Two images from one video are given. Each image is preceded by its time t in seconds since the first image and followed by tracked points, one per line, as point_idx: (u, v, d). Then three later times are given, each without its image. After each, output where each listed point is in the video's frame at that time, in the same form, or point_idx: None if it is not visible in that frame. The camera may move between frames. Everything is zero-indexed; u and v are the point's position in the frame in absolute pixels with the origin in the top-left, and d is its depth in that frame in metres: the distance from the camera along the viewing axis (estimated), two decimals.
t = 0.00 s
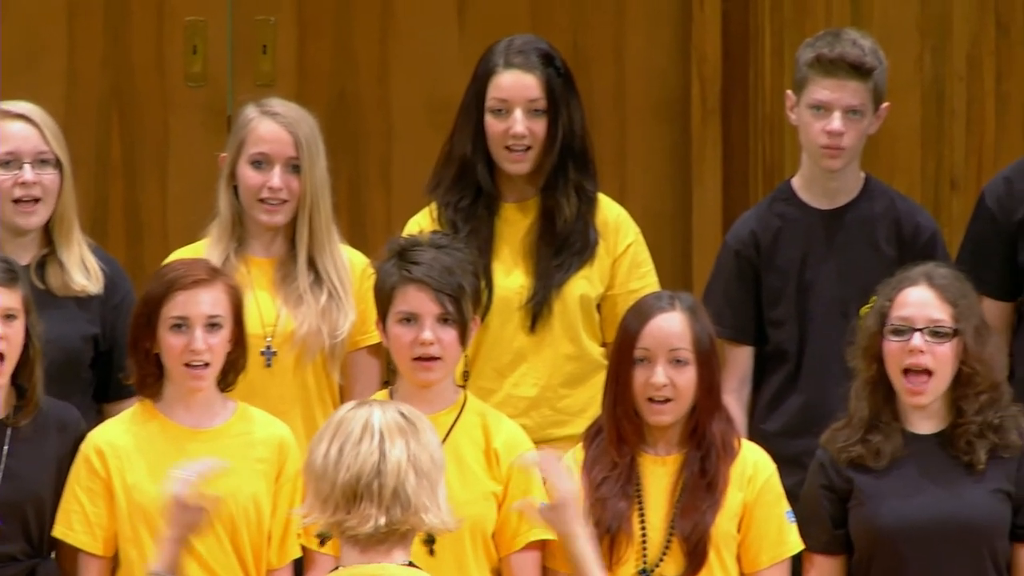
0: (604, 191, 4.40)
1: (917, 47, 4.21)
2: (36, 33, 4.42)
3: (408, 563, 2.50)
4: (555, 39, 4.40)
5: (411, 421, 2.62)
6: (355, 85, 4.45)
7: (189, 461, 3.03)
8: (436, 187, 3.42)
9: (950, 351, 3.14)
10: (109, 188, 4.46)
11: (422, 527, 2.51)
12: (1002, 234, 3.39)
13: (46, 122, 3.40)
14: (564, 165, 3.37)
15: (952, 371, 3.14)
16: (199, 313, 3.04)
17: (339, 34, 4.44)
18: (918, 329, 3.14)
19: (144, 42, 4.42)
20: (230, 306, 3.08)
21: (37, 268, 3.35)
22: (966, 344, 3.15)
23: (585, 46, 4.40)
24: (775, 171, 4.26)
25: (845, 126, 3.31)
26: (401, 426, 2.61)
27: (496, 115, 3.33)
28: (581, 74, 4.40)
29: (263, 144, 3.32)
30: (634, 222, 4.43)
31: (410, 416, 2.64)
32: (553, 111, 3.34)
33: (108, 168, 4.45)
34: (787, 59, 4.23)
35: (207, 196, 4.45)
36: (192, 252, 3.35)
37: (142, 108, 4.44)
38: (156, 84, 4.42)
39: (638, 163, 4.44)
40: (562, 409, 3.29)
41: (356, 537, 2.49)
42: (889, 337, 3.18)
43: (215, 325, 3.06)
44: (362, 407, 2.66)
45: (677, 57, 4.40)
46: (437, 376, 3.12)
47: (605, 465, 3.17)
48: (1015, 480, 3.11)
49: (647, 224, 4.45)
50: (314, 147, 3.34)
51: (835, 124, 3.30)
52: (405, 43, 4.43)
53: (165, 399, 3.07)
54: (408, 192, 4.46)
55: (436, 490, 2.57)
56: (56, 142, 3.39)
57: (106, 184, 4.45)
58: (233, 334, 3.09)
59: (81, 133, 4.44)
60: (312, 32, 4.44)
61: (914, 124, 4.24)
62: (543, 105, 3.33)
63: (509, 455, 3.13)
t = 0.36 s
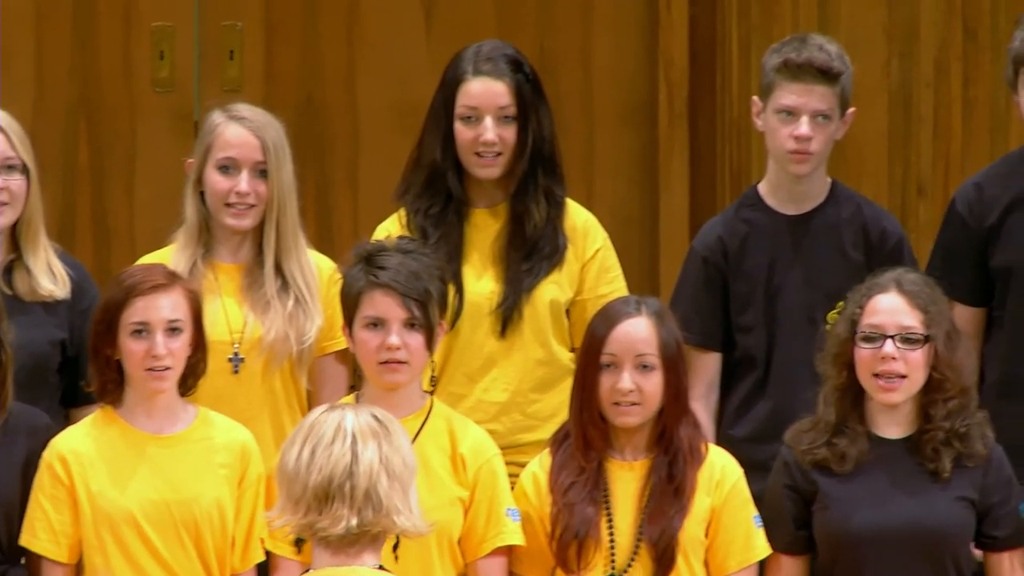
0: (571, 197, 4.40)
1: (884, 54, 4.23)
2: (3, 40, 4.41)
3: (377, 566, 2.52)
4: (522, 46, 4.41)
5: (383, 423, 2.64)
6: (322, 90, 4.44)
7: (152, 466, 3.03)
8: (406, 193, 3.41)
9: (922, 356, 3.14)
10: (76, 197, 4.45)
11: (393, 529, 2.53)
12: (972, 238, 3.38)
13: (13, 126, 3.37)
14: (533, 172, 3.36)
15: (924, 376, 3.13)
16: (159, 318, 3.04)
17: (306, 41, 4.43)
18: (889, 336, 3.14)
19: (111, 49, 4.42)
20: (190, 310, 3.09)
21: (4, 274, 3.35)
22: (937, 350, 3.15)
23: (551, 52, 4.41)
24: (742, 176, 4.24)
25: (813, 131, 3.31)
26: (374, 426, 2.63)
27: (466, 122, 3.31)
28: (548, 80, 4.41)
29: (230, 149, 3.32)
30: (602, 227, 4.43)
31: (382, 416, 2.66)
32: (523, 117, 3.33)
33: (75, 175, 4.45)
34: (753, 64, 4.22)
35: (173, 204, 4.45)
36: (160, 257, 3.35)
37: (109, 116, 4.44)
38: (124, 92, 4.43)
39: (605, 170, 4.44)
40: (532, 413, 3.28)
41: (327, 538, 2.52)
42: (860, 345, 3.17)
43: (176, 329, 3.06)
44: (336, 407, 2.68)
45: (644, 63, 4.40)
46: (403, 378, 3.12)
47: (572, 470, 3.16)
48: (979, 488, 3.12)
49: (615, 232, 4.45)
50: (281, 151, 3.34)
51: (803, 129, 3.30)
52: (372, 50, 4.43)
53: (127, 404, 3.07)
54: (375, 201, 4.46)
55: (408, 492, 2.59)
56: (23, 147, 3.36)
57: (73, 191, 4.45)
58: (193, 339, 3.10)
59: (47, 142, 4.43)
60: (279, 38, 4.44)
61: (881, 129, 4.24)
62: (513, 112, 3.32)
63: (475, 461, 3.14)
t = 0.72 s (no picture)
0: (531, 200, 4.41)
1: (844, 60, 4.25)
2: None
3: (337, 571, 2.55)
4: (481, 52, 4.41)
5: (340, 431, 2.64)
6: (283, 93, 4.44)
7: (111, 471, 3.03)
8: (367, 197, 3.41)
9: (880, 359, 3.15)
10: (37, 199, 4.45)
11: (349, 541, 2.55)
12: (932, 242, 3.39)
13: None
14: (493, 177, 3.37)
15: (883, 379, 3.14)
16: (117, 323, 3.05)
17: (267, 45, 4.43)
18: (848, 338, 3.14)
19: (72, 51, 4.41)
20: (148, 314, 3.09)
21: None
22: (895, 353, 3.16)
23: (512, 56, 4.41)
24: (702, 181, 4.27)
25: (777, 134, 3.32)
26: (330, 435, 2.63)
27: (427, 127, 3.32)
28: (508, 82, 4.41)
29: (190, 155, 3.32)
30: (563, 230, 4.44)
31: (338, 423, 2.66)
32: (483, 121, 3.34)
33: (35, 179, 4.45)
34: (713, 67, 4.23)
35: (134, 207, 4.45)
36: (122, 262, 3.35)
37: (69, 119, 4.44)
38: (84, 95, 4.43)
39: (565, 172, 4.45)
40: (490, 418, 3.28)
41: (283, 550, 2.54)
42: (818, 346, 3.17)
43: (133, 334, 3.06)
44: (294, 413, 2.69)
45: (602, 67, 4.41)
46: (363, 385, 3.12)
47: (532, 474, 3.17)
48: (940, 494, 3.12)
49: (576, 235, 4.46)
50: (240, 157, 3.34)
51: (768, 132, 3.31)
52: (333, 54, 4.43)
53: (85, 409, 3.08)
54: (337, 205, 4.46)
55: (365, 501, 2.61)
56: None
57: (34, 194, 4.45)
58: (152, 343, 3.10)
59: (8, 144, 4.44)
60: (238, 45, 4.43)
61: (843, 134, 4.27)
62: (473, 117, 3.33)
63: (435, 465, 3.14)
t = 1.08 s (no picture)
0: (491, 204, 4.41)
1: (804, 59, 4.28)
2: None
3: None
4: (440, 57, 4.40)
5: (290, 442, 2.64)
6: (242, 96, 4.44)
7: (73, 475, 3.03)
8: (325, 201, 3.41)
9: (842, 362, 3.14)
10: None
11: (305, 554, 2.57)
12: (888, 245, 3.41)
13: None
14: (452, 180, 3.37)
15: (844, 382, 3.14)
16: (80, 326, 3.05)
17: (226, 48, 4.43)
18: (810, 341, 3.14)
19: (32, 55, 4.40)
20: (113, 318, 3.09)
21: None
22: (857, 356, 3.16)
23: (472, 57, 4.40)
24: (661, 182, 4.31)
25: (735, 138, 3.33)
26: (282, 448, 2.63)
27: (385, 130, 3.32)
28: (468, 84, 4.40)
29: (150, 161, 3.32)
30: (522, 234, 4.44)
31: (289, 432, 2.65)
32: (440, 125, 3.34)
33: None
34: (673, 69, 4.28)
35: (94, 211, 4.45)
36: (83, 265, 3.35)
37: (29, 123, 4.43)
38: (43, 98, 4.42)
39: (524, 177, 4.44)
40: (448, 423, 3.29)
41: (239, 566, 2.55)
42: (781, 349, 3.17)
43: (97, 338, 3.06)
44: (245, 422, 2.68)
45: (563, 69, 4.41)
46: (322, 390, 3.12)
47: (490, 479, 3.15)
48: (902, 497, 3.11)
49: (535, 239, 4.46)
50: (200, 161, 3.35)
51: (726, 137, 3.33)
52: (294, 58, 4.43)
53: (50, 412, 3.07)
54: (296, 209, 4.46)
55: (319, 511, 2.61)
56: None
57: None
58: (117, 347, 3.10)
59: None
60: (199, 46, 4.43)
61: (802, 136, 4.31)
62: (431, 120, 3.33)
63: (394, 470, 3.14)
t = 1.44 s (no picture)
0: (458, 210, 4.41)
1: (772, 63, 4.31)
2: None
3: None
4: (408, 62, 4.41)
5: (255, 451, 2.63)
6: (209, 103, 4.44)
7: (44, 481, 3.02)
8: (292, 206, 3.40)
9: (812, 368, 3.13)
10: None
11: (272, 562, 2.54)
12: (856, 249, 3.41)
13: None
14: (418, 185, 3.37)
15: (814, 388, 3.13)
16: (55, 334, 3.04)
17: (194, 52, 4.43)
18: (780, 347, 3.13)
19: None
20: (87, 328, 3.08)
21: None
22: (827, 362, 3.16)
23: (439, 62, 4.41)
24: (628, 189, 4.31)
25: (701, 144, 3.33)
26: (247, 456, 2.61)
27: (351, 135, 3.32)
28: (436, 90, 4.41)
29: (117, 166, 3.31)
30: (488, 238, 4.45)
31: (255, 442, 2.64)
32: (407, 130, 3.35)
33: None
34: (640, 78, 4.28)
35: (61, 216, 4.44)
36: (50, 270, 3.35)
37: None
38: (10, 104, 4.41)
39: (492, 182, 4.45)
40: (415, 428, 3.28)
41: None
42: (750, 354, 3.16)
43: (71, 347, 3.05)
44: (210, 432, 2.67)
45: (530, 74, 4.42)
46: (291, 394, 3.11)
47: (458, 484, 3.14)
48: (869, 503, 3.10)
49: (501, 243, 4.47)
50: (168, 167, 3.34)
51: (692, 142, 3.33)
52: (262, 61, 4.43)
53: (21, 416, 3.06)
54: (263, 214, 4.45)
55: (286, 518, 2.59)
56: None
57: None
58: (89, 356, 3.10)
59: None
60: (167, 50, 4.43)
61: (768, 140, 4.32)
62: (397, 125, 3.33)
63: (362, 475, 3.12)
